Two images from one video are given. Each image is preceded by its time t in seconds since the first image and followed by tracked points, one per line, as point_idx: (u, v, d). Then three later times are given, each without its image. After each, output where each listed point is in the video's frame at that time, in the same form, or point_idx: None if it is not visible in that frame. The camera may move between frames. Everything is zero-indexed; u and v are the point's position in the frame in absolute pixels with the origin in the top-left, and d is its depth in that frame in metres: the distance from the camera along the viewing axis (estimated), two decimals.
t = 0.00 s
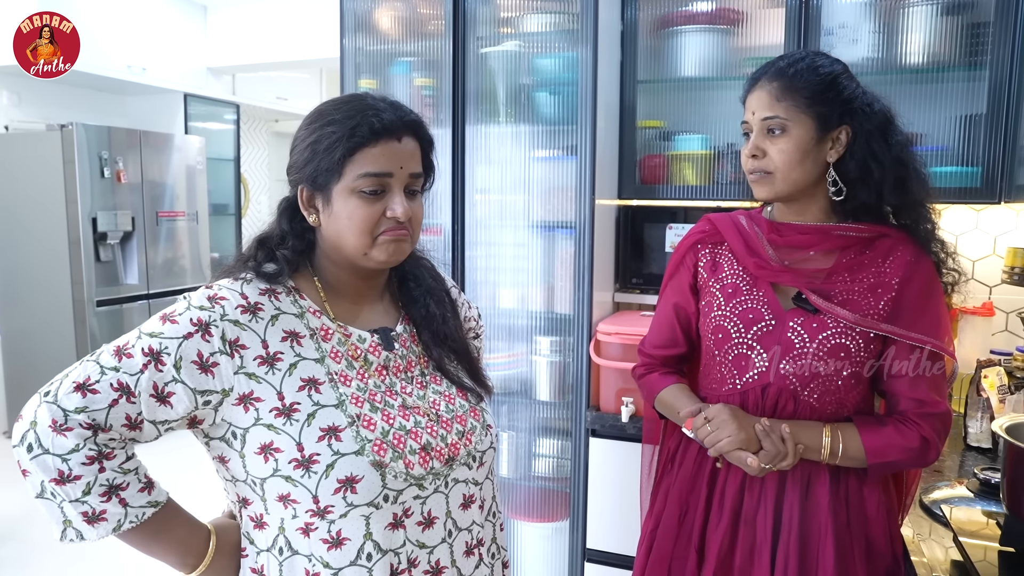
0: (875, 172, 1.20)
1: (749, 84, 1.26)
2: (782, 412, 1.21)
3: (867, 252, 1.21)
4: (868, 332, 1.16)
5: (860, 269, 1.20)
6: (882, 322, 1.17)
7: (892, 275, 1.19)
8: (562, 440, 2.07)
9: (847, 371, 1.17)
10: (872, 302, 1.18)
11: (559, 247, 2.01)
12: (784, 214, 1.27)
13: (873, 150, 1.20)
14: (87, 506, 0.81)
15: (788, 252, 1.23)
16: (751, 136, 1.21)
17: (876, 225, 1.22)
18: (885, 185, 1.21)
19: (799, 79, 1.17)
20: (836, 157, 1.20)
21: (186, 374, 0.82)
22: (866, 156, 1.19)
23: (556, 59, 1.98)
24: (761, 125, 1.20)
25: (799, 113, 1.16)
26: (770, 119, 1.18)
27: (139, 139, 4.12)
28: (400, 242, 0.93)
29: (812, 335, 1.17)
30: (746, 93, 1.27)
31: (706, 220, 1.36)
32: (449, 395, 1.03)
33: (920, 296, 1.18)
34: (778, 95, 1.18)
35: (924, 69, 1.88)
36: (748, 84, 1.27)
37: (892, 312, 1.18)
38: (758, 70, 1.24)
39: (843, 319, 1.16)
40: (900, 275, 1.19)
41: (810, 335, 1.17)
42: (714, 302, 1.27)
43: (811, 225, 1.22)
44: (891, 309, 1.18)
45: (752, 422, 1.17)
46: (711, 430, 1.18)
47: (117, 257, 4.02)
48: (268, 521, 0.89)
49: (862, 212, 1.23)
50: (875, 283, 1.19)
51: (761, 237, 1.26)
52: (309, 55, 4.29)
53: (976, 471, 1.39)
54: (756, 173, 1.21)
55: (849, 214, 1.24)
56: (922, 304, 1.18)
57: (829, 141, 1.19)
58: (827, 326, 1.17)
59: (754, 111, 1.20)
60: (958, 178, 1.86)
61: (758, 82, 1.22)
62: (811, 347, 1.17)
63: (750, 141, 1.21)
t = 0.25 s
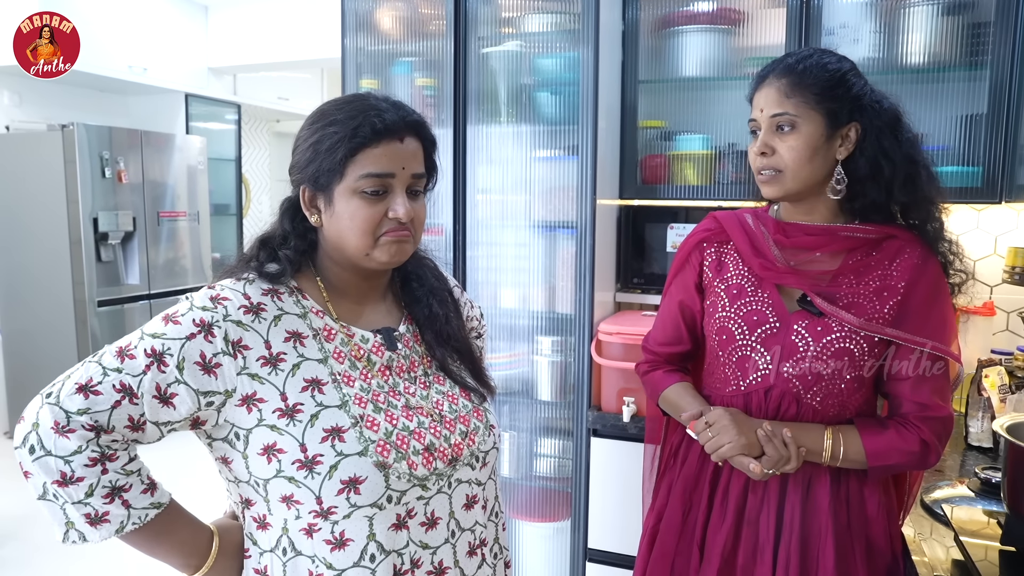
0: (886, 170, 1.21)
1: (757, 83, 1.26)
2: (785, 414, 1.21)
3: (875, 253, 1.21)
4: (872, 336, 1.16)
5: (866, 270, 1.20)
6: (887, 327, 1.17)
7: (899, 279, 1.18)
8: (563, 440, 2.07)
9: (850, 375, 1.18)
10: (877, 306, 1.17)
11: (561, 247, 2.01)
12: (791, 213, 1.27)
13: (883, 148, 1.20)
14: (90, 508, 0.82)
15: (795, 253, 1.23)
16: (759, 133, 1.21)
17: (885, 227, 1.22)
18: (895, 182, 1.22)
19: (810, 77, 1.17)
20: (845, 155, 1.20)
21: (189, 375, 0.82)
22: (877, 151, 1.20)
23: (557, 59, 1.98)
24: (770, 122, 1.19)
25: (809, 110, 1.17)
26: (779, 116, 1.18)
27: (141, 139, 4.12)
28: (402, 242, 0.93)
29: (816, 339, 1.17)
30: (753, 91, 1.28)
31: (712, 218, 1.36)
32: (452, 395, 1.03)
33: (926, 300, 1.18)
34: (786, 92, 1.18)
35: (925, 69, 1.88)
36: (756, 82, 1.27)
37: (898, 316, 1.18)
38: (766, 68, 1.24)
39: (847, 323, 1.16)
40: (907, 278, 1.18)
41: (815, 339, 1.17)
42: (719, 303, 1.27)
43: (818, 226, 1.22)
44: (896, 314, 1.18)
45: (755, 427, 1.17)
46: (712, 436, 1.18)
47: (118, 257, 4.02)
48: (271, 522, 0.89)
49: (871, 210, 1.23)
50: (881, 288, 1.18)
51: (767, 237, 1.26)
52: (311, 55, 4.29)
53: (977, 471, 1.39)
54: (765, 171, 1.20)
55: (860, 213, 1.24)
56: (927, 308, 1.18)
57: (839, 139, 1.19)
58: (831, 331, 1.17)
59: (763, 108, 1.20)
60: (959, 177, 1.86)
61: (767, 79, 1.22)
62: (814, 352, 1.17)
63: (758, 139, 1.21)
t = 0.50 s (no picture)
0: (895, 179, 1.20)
1: (763, 82, 1.26)
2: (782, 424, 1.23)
3: (879, 262, 1.20)
4: (872, 352, 1.17)
5: (869, 282, 1.20)
6: (887, 342, 1.17)
7: (901, 292, 1.18)
8: (563, 440, 2.07)
9: (848, 388, 1.18)
10: (878, 320, 1.18)
11: (560, 247, 2.01)
12: (796, 217, 1.27)
13: (892, 155, 1.20)
14: (89, 509, 0.82)
15: (796, 262, 1.22)
16: (767, 137, 1.20)
17: (891, 236, 1.21)
18: (903, 192, 1.21)
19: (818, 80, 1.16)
20: (854, 161, 1.20)
21: (188, 376, 0.82)
22: (886, 159, 1.20)
23: (557, 59, 1.98)
24: (779, 126, 1.19)
25: (817, 114, 1.16)
26: (789, 120, 1.17)
27: (140, 139, 4.12)
28: (401, 243, 0.93)
29: (815, 354, 1.18)
30: (757, 92, 1.27)
31: (714, 218, 1.35)
32: (453, 396, 1.03)
33: (927, 313, 1.18)
34: (795, 94, 1.17)
35: (924, 69, 1.88)
36: (760, 82, 1.26)
37: (899, 329, 1.18)
38: (771, 68, 1.23)
39: (846, 339, 1.16)
40: (909, 292, 1.18)
41: (814, 354, 1.18)
42: (720, 311, 1.28)
43: (822, 237, 1.21)
44: (897, 327, 1.18)
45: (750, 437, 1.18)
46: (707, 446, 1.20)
47: (118, 257, 4.02)
48: (271, 523, 0.89)
49: (878, 218, 1.23)
50: (882, 304, 1.19)
51: (769, 245, 1.25)
52: (310, 54, 4.29)
53: (976, 470, 1.39)
54: (770, 176, 1.20)
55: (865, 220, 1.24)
56: (929, 319, 1.18)
57: (848, 144, 1.19)
58: (830, 347, 1.17)
59: (771, 111, 1.20)
60: (958, 177, 1.86)
61: (775, 81, 1.21)
62: (813, 367, 1.18)
63: (764, 142, 1.21)
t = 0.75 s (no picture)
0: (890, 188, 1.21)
1: (763, 85, 1.24)
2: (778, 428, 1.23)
3: (872, 265, 1.20)
4: (866, 356, 1.16)
5: (861, 286, 1.19)
6: (881, 346, 1.17)
7: (895, 295, 1.18)
8: (562, 440, 2.07)
9: (842, 392, 1.18)
10: (872, 323, 1.17)
11: (559, 248, 2.01)
12: (790, 222, 1.27)
13: (890, 167, 1.20)
14: (87, 514, 0.81)
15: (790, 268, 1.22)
16: (770, 143, 1.19)
17: (885, 239, 1.20)
18: (899, 202, 1.21)
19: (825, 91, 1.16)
20: (852, 171, 1.21)
21: (188, 379, 0.82)
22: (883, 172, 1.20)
23: (556, 59, 1.97)
24: (784, 133, 1.18)
25: (823, 125, 1.16)
26: (795, 129, 1.17)
27: (139, 138, 4.12)
28: (400, 249, 0.94)
29: (808, 359, 1.18)
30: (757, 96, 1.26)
31: (708, 222, 1.35)
32: (454, 397, 1.03)
33: (920, 316, 1.17)
34: (801, 104, 1.16)
35: (923, 70, 1.88)
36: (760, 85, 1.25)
37: (893, 331, 1.18)
38: (773, 72, 1.22)
39: (840, 344, 1.16)
40: (902, 296, 1.17)
41: (808, 358, 1.18)
42: (716, 315, 1.27)
43: (813, 241, 1.21)
44: (891, 330, 1.18)
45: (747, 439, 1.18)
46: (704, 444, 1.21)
47: (116, 257, 4.01)
48: (272, 526, 0.89)
49: (872, 227, 1.24)
50: (876, 306, 1.18)
51: (763, 249, 1.25)
52: (309, 54, 4.29)
53: (975, 471, 1.39)
54: (771, 184, 1.19)
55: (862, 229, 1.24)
56: (923, 321, 1.17)
57: (848, 154, 1.19)
58: (824, 351, 1.17)
59: (774, 118, 1.19)
60: (958, 178, 1.86)
61: (778, 87, 1.20)
62: (807, 372, 1.18)
63: (767, 150, 1.19)
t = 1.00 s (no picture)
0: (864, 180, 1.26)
1: (756, 82, 1.24)
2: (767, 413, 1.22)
3: (840, 250, 1.25)
4: (845, 332, 1.19)
5: (832, 269, 1.23)
6: (858, 322, 1.20)
7: (864, 275, 1.23)
8: (562, 441, 2.06)
9: (825, 370, 1.21)
10: (847, 302, 1.21)
11: (559, 248, 2.00)
12: (762, 215, 1.29)
13: (862, 156, 1.26)
14: (93, 518, 0.79)
15: (764, 256, 1.24)
16: (777, 141, 1.19)
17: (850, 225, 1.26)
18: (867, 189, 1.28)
19: (824, 90, 1.20)
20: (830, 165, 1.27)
21: (194, 381, 0.81)
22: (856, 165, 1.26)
23: (555, 59, 1.97)
24: (790, 131, 1.19)
25: (825, 123, 1.20)
26: (801, 126, 1.19)
27: (138, 139, 4.11)
28: (406, 250, 0.93)
29: (791, 339, 1.19)
30: (747, 90, 1.26)
31: (678, 222, 1.36)
32: (459, 398, 1.03)
33: (891, 293, 1.22)
34: (807, 104, 1.19)
35: (924, 69, 1.88)
36: (751, 80, 1.25)
37: (866, 310, 1.22)
38: (770, 67, 1.23)
39: (822, 321, 1.18)
40: (870, 274, 1.23)
41: (791, 339, 1.19)
42: (696, 310, 1.27)
43: (783, 230, 1.25)
44: (863, 309, 1.22)
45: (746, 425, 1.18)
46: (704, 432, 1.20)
47: (115, 257, 4.01)
48: (278, 529, 0.88)
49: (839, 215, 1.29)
50: (850, 285, 1.22)
51: (737, 241, 1.27)
52: (309, 54, 4.29)
53: (977, 472, 1.37)
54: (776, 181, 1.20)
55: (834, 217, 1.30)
56: (891, 297, 1.22)
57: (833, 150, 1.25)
58: (807, 331, 1.19)
59: (784, 116, 1.19)
60: (958, 177, 1.85)
61: (780, 84, 1.20)
62: (791, 351, 1.19)
63: (775, 148, 1.20)
